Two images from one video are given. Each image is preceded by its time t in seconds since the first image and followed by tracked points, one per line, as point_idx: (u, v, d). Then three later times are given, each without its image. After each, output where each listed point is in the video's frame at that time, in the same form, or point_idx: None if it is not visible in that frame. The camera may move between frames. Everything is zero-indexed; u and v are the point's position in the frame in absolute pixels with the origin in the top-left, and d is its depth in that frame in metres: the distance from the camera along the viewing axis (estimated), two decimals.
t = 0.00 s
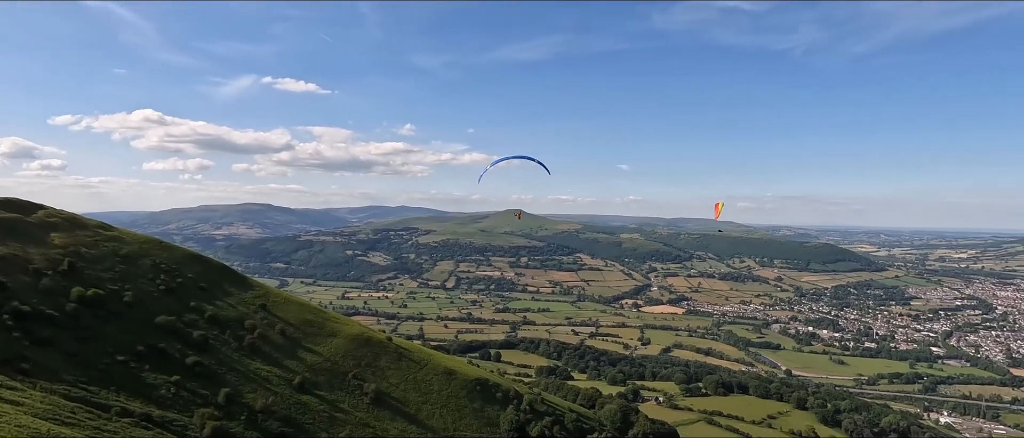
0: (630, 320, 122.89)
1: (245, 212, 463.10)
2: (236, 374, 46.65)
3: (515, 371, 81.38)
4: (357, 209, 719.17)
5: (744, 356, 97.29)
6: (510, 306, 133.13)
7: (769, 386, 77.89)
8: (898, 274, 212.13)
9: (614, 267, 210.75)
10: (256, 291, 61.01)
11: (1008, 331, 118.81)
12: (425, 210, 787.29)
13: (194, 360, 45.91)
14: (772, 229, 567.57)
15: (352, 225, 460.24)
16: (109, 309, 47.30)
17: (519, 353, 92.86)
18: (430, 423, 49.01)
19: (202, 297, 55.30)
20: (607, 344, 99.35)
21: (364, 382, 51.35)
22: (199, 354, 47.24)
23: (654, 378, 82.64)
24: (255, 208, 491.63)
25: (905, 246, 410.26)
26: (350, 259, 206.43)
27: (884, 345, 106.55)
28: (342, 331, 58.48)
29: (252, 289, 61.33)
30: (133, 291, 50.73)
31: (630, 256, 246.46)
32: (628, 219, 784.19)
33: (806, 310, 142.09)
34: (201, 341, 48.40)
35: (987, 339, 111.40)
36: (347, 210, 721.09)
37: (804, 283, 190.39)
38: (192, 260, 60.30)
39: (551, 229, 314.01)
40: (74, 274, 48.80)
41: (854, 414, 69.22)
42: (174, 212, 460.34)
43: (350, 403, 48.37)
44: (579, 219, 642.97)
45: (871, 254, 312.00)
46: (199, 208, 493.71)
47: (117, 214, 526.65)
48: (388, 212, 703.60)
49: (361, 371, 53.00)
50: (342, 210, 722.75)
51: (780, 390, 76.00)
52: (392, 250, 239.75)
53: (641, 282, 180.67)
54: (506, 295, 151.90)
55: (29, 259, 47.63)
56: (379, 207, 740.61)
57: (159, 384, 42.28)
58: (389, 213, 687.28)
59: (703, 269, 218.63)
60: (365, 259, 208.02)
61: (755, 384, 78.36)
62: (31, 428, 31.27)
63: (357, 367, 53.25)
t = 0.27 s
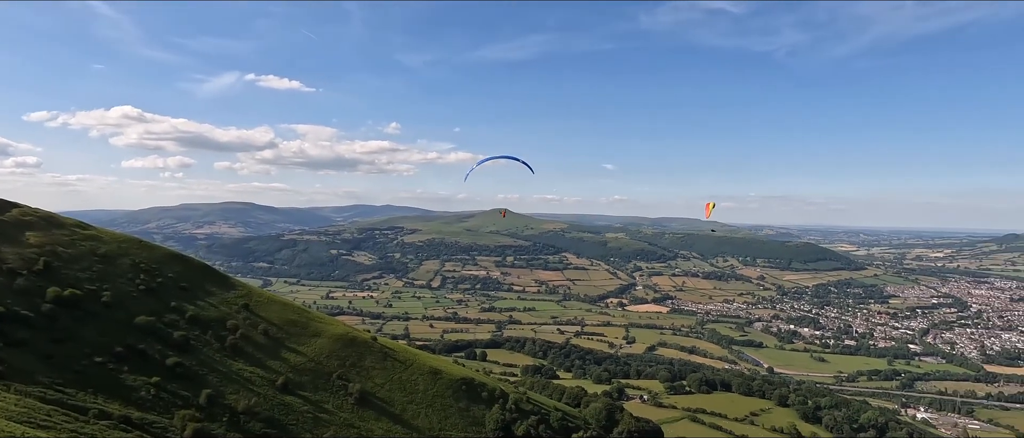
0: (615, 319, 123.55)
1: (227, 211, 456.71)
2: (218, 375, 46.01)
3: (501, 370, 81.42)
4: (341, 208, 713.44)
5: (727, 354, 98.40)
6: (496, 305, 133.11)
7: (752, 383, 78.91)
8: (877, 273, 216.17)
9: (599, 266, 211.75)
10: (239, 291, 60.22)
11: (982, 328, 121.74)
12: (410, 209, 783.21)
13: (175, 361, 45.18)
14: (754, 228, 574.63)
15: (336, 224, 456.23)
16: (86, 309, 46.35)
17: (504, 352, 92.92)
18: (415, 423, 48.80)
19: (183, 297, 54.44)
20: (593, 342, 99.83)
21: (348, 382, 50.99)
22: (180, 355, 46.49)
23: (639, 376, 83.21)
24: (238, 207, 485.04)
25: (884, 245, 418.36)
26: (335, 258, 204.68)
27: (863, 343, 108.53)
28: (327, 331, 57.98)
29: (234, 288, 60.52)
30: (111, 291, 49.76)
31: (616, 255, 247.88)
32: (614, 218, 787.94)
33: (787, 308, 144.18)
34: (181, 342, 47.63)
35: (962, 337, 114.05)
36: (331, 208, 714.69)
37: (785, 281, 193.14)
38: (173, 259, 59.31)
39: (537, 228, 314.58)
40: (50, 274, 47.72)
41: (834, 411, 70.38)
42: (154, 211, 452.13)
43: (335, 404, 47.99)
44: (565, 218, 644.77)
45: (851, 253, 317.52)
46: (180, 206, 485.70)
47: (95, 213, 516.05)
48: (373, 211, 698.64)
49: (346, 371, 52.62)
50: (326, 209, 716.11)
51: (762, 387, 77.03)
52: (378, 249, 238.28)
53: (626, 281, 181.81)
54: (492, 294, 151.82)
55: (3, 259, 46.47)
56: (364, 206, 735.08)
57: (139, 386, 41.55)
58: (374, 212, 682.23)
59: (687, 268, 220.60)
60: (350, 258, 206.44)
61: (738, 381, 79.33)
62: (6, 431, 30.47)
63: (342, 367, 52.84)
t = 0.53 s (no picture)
0: (607, 318, 123.92)
1: (217, 210, 453.23)
2: (208, 376, 45.68)
3: (493, 370, 81.38)
4: (333, 208, 710.02)
5: (718, 353, 98.96)
6: (488, 305, 133.12)
7: (742, 382, 79.45)
8: (865, 272, 218.35)
9: (591, 265, 212.24)
10: (229, 291, 59.74)
11: (968, 327, 123.34)
12: (402, 209, 781.21)
13: (164, 361, 44.81)
14: (744, 228, 578.77)
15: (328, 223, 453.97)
16: (74, 309, 45.84)
17: (497, 351, 92.92)
18: (407, 423, 48.68)
19: (172, 297, 53.96)
20: (585, 342, 100.06)
21: (340, 382, 50.76)
22: (169, 356, 46.10)
23: (631, 375, 83.48)
24: (228, 206, 481.29)
25: (872, 245, 422.76)
26: (326, 258, 203.73)
27: (852, 341, 109.60)
28: (318, 331, 57.71)
29: (224, 289, 60.07)
30: (99, 291, 49.22)
31: (608, 254, 248.60)
32: (606, 218, 790.60)
33: (778, 307, 145.26)
34: (170, 342, 47.23)
35: (949, 335, 115.44)
36: (323, 208, 711.20)
37: (775, 281, 194.59)
38: (162, 259, 58.78)
39: (529, 228, 314.83)
40: (37, 275, 47.11)
41: (823, 409, 70.98)
42: (142, 210, 447.60)
43: (326, 404, 47.80)
44: (557, 218, 645.77)
45: (840, 252, 320.52)
46: (169, 205, 481.07)
47: (82, 212, 510.45)
48: (365, 211, 696.12)
49: (337, 371, 52.40)
50: (317, 208, 712.55)
51: (753, 386, 77.58)
52: (369, 249, 237.53)
53: (618, 280, 182.42)
54: (484, 294, 151.73)
55: None
56: (355, 205, 732.13)
57: (127, 387, 41.13)
58: (366, 212, 679.26)
59: (678, 267, 221.71)
60: (341, 258, 205.58)
61: (728, 380, 79.85)
62: None
63: (333, 367, 52.62)
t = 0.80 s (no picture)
0: (598, 318, 124.17)
1: (206, 210, 449.48)
2: (197, 377, 45.29)
3: (485, 370, 81.30)
4: (324, 208, 706.22)
5: (708, 352, 99.47)
6: (480, 304, 133.00)
7: (733, 380, 79.97)
8: (854, 272, 220.48)
9: (583, 265, 212.66)
10: (218, 291, 59.26)
11: (954, 325, 124.92)
12: (394, 208, 778.50)
13: (152, 362, 44.38)
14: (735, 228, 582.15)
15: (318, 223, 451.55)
16: (60, 310, 45.30)
17: (488, 351, 92.83)
18: (399, 423, 48.54)
19: (161, 297, 53.44)
20: (576, 341, 100.17)
21: (331, 383, 50.50)
22: (157, 357, 45.66)
23: (622, 375, 83.66)
24: (217, 206, 477.24)
25: (860, 244, 426.79)
26: (317, 258, 202.59)
27: (841, 340, 110.62)
28: (309, 331, 57.39)
29: (214, 289, 59.56)
30: (86, 291, 48.65)
31: (599, 254, 249.15)
32: (597, 218, 792.36)
33: (767, 307, 146.33)
34: (159, 343, 46.78)
35: (936, 333, 116.82)
36: (314, 207, 707.12)
37: (765, 280, 195.96)
38: (151, 260, 58.20)
39: (521, 227, 314.91)
40: (23, 275, 46.53)
41: (813, 407, 71.56)
42: (130, 210, 442.92)
43: (317, 405, 47.53)
44: (548, 217, 646.26)
45: (829, 252, 323.44)
46: (157, 205, 476.15)
47: (69, 212, 504.30)
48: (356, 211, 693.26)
49: (328, 372, 52.12)
50: (308, 208, 708.40)
51: (743, 384, 78.12)
52: (361, 248, 236.57)
53: (609, 280, 182.93)
54: (476, 294, 151.53)
55: None
56: (347, 205, 728.68)
57: (115, 388, 40.71)
58: (357, 212, 676.53)
59: (669, 267, 222.72)
60: (332, 258, 204.56)
61: (719, 378, 80.35)
62: None
63: (324, 368, 52.33)
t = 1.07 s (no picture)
0: (586, 318, 124.60)
1: (189, 210, 443.25)
2: (180, 380, 44.64)
3: (473, 370, 81.17)
4: (310, 208, 700.10)
5: (695, 351, 100.31)
6: (467, 305, 132.75)
7: (718, 379, 80.70)
8: (837, 271, 223.73)
9: (570, 265, 213.25)
10: (202, 293, 58.45)
11: (934, 323, 127.27)
12: (381, 209, 774.20)
13: (134, 365, 43.65)
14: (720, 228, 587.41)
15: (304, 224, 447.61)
16: (38, 313, 44.39)
17: (476, 352, 92.68)
18: (385, 424, 48.25)
19: (143, 299, 52.59)
20: (564, 341, 100.39)
21: (317, 385, 50.04)
22: (139, 360, 44.92)
23: (610, 374, 84.07)
24: (201, 206, 470.83)
25: (843, 244, 433.30)
26: (303, 259, 200.82)
27: (824, 338, 112.16)
28: (294, 333, 56.82)
29: (198, 290, 58.73)
30: (65, 294, 47.72)
31: (587, 254, 250.04)
32: (584, 218, 795.02)
33: (752, 306, 147.96)
34: (140, 346, 46.02)
35: (916, 331, 118.98)
36: (299, 208, 700.78)
37: (750, 280, 198.09)
38: (132, 261, 57.25)
39: (508, 228, 314.98)
40: None
41: (797, 405, 72.48)
42: (111, 210, 435.49)
43: (302, 407, 47.07)
44: (536, 218, 647.00)
45: (813, 251, 327.89)
46: (138, 205, 468.30)
47: (47, 212, 494.00)
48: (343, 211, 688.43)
49: (314, 373, 51.65)
50: (294, 208, 701.91)
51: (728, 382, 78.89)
52: (347, 249, 234.98)
53: (596, 280, 183.64)
54: (463, 295, 151.20)
55: None
56: (333, 205, 723.04)
57: (95, 393, 39.94)
58: (344, 212, 671.89)
59: (656, 267, 224.22)
60: (318, 259, 202.89)
61: (705, 377, 81.05)
62: None
63: (310, 370, 51.86)
